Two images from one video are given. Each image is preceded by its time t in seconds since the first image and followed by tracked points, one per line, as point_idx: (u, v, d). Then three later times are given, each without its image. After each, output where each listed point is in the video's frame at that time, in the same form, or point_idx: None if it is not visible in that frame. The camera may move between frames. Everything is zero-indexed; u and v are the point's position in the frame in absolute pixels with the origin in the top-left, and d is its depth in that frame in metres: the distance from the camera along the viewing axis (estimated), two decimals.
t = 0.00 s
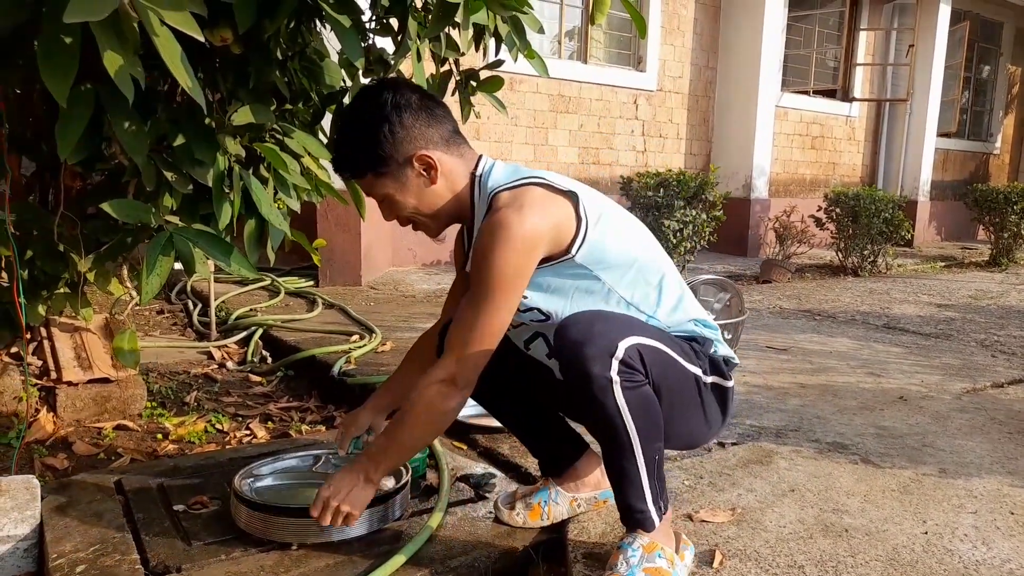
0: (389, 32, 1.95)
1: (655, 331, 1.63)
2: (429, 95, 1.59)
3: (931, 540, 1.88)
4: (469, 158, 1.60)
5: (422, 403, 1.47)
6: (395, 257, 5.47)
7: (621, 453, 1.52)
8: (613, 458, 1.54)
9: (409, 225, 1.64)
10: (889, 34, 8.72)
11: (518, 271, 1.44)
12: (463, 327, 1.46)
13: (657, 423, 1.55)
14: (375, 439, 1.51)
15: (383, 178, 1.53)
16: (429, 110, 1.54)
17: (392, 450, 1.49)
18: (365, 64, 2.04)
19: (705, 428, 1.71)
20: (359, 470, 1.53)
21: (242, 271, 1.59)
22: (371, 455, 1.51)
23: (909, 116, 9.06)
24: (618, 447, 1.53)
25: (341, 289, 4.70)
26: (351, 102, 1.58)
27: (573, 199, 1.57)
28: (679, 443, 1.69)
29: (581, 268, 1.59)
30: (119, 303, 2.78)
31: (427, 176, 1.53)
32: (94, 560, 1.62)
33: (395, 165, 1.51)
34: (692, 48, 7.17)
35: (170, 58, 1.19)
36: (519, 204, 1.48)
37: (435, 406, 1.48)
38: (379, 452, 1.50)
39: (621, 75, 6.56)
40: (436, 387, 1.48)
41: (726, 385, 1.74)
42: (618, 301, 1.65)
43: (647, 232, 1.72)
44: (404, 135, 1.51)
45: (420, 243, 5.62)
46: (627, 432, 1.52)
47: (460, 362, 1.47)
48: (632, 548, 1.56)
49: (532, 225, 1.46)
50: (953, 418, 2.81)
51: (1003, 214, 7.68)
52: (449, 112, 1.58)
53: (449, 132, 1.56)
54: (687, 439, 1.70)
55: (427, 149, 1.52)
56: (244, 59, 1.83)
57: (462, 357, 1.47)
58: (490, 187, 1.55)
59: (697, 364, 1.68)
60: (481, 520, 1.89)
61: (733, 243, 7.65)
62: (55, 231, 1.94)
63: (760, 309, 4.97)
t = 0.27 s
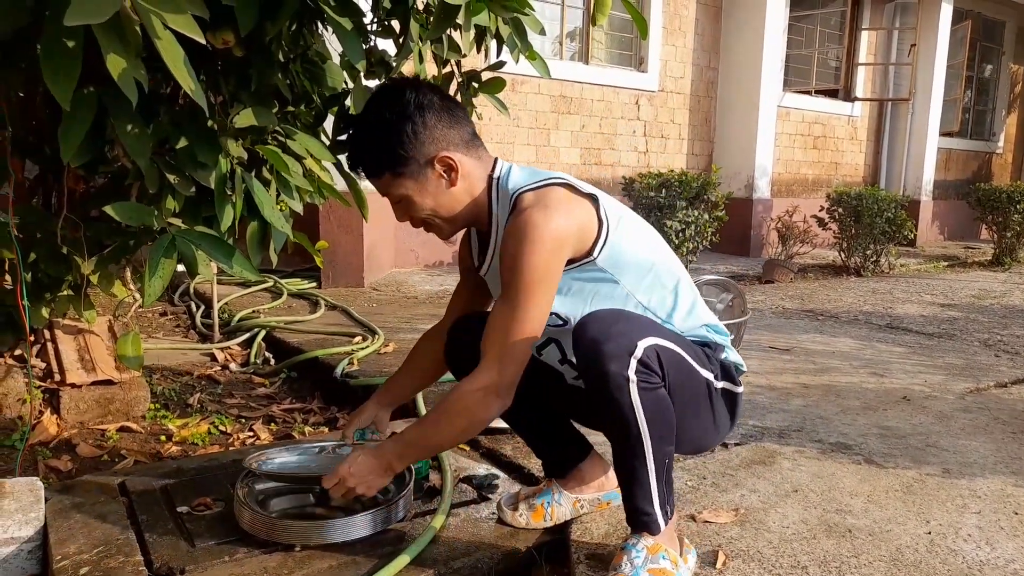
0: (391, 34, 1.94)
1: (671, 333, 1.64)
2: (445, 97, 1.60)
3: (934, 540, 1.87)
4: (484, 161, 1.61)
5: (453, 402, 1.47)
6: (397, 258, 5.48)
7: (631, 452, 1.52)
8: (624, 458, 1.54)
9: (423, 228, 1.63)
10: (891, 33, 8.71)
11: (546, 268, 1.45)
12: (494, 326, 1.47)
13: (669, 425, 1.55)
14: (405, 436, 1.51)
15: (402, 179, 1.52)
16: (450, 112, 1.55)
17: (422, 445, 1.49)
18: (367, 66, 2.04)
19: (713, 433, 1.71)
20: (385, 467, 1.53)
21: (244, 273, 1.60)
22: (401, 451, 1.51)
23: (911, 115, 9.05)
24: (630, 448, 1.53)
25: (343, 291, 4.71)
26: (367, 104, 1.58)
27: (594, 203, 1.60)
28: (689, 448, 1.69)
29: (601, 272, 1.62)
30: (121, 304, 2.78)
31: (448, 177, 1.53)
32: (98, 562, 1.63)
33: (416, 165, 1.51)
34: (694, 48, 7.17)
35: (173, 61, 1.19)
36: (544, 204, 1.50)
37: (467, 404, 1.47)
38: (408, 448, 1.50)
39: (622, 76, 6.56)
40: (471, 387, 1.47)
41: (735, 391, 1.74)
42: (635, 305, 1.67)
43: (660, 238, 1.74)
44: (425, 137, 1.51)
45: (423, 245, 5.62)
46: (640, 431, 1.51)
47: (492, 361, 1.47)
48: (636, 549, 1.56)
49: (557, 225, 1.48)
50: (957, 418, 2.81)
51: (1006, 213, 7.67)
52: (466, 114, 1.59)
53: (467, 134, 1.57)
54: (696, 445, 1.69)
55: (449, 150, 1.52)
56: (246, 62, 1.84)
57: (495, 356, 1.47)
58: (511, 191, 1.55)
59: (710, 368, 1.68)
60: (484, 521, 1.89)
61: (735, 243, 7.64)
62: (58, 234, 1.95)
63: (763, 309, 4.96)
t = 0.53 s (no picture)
0: (393, 35, 1.93)
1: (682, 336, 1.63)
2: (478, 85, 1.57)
3: (936, 541, 1.87)
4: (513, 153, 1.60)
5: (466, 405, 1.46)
6: (399, 259, 5.48)
7: (636, 452, 1.52)
8: (629, 456, 1.54)
9: (453, 222, 1.57)
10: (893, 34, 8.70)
11: (568, 280, 1.45)
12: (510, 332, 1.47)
13: (675, 427, 1.55)
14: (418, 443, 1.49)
15: (454, 165, 1.46)
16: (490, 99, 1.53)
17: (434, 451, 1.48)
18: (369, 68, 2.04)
19: (719, 441, 1.71)
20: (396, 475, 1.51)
21: (246, 273, 1.60)
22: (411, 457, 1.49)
23: (913, 115, 9.04)
24: (636, 446, 1.53)
25: (345, 292, 4.71)
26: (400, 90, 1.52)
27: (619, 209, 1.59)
28: (692, 455, 1.69)
29: (620, 282, 1.63)
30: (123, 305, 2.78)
31: (494, 166, 1.51)
32: (101, 563, 1.63)
33: (469, 151, 1.46)
34: (695, 49, 7.17)
35: (175, 62, 1.20)
36: (569, 214, 1.49)
37: (479, 409, 1.47)
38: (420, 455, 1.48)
39: (624, 76, 6.56)
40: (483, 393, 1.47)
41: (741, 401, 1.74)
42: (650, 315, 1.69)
43: (680, 247, 1.74)
44: (477, 122, 1.47)
45: (425, 246, 5.62)
46: (646, 431, 1.51)
47: (506, 367, 1.47)
48: (639, 550, 1.56)
49: (582, 236, 1.47)
50: (959, 418, 2.81)
51: (1008, 214, 7.66)
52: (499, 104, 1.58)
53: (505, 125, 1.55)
54: (701, 452, 1.69)
55: (497, 139, 1.50)
56: (248, 63, 1.84)
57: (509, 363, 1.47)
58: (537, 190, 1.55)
59: (718, 376, 1.67)
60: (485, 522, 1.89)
61: (736, 244, 7.64)
62: (61, 235, 1.95)
63: (765, 310, 4.96)
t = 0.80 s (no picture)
0: (392, 38, 1.94)
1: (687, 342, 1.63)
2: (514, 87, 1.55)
3: (938, 541, 1.87)
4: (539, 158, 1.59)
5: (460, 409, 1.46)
6: (399, 262, 5.48)
7: (639, 453, 1.53)
8: (631, 455, 1.54)
9: (477, 225, 1.54)
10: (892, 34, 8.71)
11: (574, 301, 1.45)
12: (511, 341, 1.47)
13: (677, 429, 1.55)
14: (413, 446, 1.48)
15: (492, 172, 1.44)
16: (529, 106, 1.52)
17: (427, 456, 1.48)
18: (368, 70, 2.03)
19: (721, 450, 1.70)
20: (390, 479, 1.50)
21: (247, 277, 1.60)
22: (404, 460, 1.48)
23: (913, 115, 9.04)
24: (637, 447, 1.53)
25: (346, 295, 4.71)
26: (433, 90, 1.49)
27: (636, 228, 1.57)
28: (693, 460, 1.68)
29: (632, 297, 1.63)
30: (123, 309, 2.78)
31: (527, 172, 1.51)
32: (102, 567, 1.63)
33: (507, 160, 1.45)
34: (694, 50, 7.18)
35: (173, 66, 1.20)
36: (585, 234, 1.48)
37: (472, 415, 1.47)
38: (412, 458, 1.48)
39: (623, 78, 6.56)
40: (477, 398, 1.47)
41: (747, 413, 1.72)
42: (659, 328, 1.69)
43: (695, 260, 1.74)
44: (518, 131, 1.46)
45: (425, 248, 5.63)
46: (647, 431, 1.52)
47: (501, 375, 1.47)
48: (641, 552, 1.56)
49: (595, 256, 1.46)
50: (960, 419, 2.80)
51: (1007, 213, 7.66)
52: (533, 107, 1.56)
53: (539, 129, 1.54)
54: (701, 459, 1.69)
55: (532, 145, 1.49)
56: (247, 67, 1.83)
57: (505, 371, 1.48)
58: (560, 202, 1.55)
59: (723, 385, 1.66)
60: (486, 524, 1.89)
61: (736, 245, 7.64)
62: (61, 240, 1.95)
63: (765, 311, 4.96)
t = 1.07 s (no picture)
0: (391, 37, 1.92)
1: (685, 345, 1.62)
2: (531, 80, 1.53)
3: (939, 543, 1.86)
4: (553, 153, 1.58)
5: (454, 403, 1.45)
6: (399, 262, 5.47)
7: (633, 454, 1.52)
8: (625, 456, 1.54)
9: (483, 215, 1.55)
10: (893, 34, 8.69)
11: (577, 301, 1.44)
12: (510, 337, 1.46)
13: (672, 431, 1.54)
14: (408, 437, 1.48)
15: (499, 166, 1.44)
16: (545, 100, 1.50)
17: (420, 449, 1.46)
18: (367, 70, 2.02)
19: (718, 455, 1.69)
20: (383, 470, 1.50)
21: (245, 278, 1.59)
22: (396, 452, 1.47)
23: (914, 116, 9.03)
24: (630, 448, 1.52)
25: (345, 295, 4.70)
26: (445, 81, 1.48)
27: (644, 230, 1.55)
28: (689, 463, 1.67)
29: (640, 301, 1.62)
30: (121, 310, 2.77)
31: (538, 168, 1.50)
32: (98, 570, 1.62)
33: (517, 155, 1.44)
34: (695, 50, 7.17)
35: (171, 65, 1.18)
36: (592, 235, 1.46)
37: (467, 411, 1.45)
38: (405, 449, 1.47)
39: (623, 78, 6.55)
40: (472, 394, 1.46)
41: (745, 420, 1.71)
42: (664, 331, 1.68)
43: (705, 268, 1.73)
44: (529, 127, 1.44)
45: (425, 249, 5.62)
46: (641, 432, 1.51)
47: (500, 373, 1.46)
48: (640, 555, 1.55)
49: (601, 257, 1.45)
50: (961, 420, 2.79)
51: (1009, 214, 7.65)
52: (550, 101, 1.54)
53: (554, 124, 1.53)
54: (697, 463, 1.68)
55: (545, 141, 1.48)
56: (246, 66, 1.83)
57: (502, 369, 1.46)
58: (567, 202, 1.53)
59: (720, 390, 1.65)
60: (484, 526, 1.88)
61: (737, 246, 7.62)
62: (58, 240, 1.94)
63: (766, 312, 4.95)
